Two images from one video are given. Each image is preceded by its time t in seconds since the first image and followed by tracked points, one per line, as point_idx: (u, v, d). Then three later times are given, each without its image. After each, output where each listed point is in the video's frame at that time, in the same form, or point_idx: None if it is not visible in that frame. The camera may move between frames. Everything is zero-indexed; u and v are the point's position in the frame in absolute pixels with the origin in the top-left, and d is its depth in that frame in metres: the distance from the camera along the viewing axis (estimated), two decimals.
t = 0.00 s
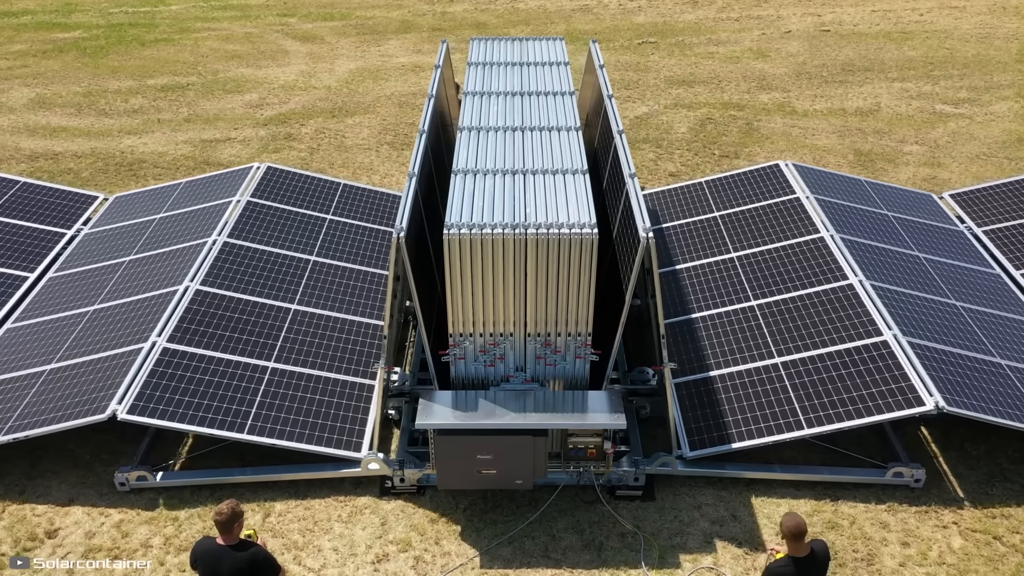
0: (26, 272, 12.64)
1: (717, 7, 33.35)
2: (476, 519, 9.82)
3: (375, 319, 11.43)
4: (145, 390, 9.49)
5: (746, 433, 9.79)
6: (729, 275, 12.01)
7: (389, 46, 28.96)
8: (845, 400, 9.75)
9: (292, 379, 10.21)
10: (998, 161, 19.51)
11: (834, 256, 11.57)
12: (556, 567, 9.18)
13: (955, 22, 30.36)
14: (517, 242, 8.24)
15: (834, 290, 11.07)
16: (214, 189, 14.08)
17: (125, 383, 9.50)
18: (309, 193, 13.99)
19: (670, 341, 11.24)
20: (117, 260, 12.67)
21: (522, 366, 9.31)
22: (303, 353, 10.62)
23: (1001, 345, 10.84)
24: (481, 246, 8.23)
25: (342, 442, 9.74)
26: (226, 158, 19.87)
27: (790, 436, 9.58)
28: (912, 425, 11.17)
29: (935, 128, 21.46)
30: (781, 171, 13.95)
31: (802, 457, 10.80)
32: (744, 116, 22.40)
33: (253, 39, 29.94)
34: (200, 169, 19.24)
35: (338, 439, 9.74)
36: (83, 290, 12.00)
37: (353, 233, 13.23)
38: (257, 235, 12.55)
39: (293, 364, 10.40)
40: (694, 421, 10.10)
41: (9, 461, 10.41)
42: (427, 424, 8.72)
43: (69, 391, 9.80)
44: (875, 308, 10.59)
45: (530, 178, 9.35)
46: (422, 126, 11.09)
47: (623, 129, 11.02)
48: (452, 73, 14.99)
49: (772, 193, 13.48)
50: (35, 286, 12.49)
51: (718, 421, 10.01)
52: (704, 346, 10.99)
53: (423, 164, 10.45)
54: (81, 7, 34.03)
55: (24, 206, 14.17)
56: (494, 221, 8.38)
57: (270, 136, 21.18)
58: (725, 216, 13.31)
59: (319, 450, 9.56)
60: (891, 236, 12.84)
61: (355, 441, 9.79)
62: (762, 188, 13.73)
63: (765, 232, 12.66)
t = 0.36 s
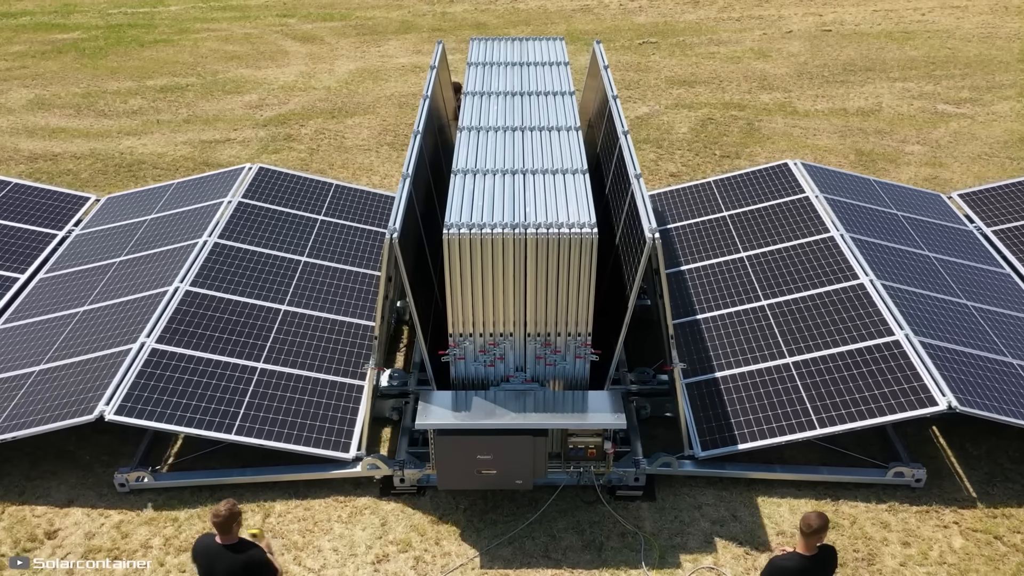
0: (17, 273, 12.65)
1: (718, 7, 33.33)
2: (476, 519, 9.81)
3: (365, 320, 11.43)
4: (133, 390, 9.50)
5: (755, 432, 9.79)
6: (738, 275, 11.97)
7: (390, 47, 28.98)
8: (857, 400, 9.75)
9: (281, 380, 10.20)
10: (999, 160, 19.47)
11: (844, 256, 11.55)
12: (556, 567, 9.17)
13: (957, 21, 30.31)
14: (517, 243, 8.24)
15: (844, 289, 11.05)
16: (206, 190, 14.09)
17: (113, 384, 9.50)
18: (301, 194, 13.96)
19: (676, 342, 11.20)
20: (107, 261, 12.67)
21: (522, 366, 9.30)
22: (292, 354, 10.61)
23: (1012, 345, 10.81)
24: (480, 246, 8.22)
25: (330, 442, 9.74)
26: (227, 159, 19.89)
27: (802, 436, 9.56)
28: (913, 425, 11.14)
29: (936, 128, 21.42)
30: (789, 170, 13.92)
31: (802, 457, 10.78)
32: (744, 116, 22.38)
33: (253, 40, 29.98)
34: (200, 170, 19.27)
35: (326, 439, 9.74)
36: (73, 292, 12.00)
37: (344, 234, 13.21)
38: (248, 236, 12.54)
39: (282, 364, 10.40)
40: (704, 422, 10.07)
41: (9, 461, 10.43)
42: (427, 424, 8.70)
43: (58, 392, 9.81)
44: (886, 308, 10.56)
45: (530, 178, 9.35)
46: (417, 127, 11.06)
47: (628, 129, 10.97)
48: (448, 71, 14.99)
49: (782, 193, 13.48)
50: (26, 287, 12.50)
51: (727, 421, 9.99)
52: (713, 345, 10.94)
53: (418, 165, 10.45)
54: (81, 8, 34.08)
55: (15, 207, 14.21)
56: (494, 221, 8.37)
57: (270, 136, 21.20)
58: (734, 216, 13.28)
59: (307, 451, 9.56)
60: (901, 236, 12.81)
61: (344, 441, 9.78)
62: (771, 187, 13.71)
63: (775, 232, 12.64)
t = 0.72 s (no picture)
0: (8, 274, 12.67)
1: (718, 7, 33.32)
2: (476, 519, 9.80)
3: (357, 321, 11.37)
4: (123, 390, 9.50)
5: (765, 432, 9.76)
6: (747, 275, 11.92)
7: (390, 47, 28.99)
8: (867, 399, 9.73)
9: (270, 380, 10.18)
10: (1001, 161, 19.44)
11: (854, 256, 11.51)
12: (556, 567, 9.16)
13: (959, 21, 30.28)
14: (517, 243, 8.23)
15: (853, 289, 11.02)
16: (199, 191, 14.10)
17: (102, 384, 9.51)
18: (292, 194, 13.95)
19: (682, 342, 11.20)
20: (99, 261, 12.68)
21: (522, 366, 9.30)
22: (282, 354, 10.58)
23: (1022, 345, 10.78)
24: (480, 246, 8.21)
25: (319, 441, 9.68)
26: (226, 159, 19.92)
27: (814, 436, 9.52)
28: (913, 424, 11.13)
29: (938, 128, 21.39)
30: (797, 170, 13.88)
31: (802, 457, 10.75)
32: (744, 116, 22.37)
33: (253, 40, 30.01)
34: (200, 170, 19.29)
35: (315, 439, 9.68)
36: (63, 292, 12.01)
37: (336, 234, 13.18)
38: (240, 236, 12.54)
39: (271, 364, 10.37)
40: (715, 422, 10.03)
41: (9, 462, 10.44)
42: (427, 424, 8.69)
43: (48, 392, 9.82)
44: (896, 307, 10.52)
45: (529, 178, 9.33)
46: (411, 128, 11.06)
47: (633, 130, 10.95)
48: (444, 71, 15.00)
49: (789, 193, 13.43)
50: (18, 288, 12.52)
51: (738, 420, 9.97)
52: (722, 345, 10.94)
53: (413, 165, 10.45)
54: (80, 8, 34.12)
55: (8, 207, 14.23)
56: (494, 221, 8.36)
57: (270, 137, 21.22)
58: (742, 216, 13.24)
59: (293, 451, 9.51)
60: (909, 236, 12.78)
61: (333, 441, 9.71)
62: (779, 187, 13.67)
63: (783, 232, 12.61)
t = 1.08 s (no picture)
0: None
1: (719, 6, 33.29)
2: (476, 519, 9.80)
3: (346, 321, 11.33)
4: (110, 390, 9.50)
5: (777, 432, 9.72)
6: (758, 275, 11.87)
7: (390, 47, 28.99)
8: (880, 399, 9.71)
9: (258, 380, 10.16)
10: (1001, 160, 19.41)
11: (865, 255, 11.48)
12: (556, 567, 9.16)
13: (960, 21, 30.24)
14: (516, 243, 8.23)
15: (865, 288, 11.00)
16: (190, 190, 14.08)
17: (89, 385, 9.51)
18: (284, 194, 13.93)
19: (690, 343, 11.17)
20: (89, 261, 12.68)
21: (522, 366, 9.30)
22: (270, 354, 10.56)
23: None
24: (480, 246, 8.21)
25: (306, 441, 9.64)
26: (226, 160, 19.93)
27: (828, 435, 9.50)
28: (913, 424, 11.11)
29: (939, 128, 21.36)
30: (807, 170, 13.84)
31: (803, 457, 10.74)
32: (744, 116, 22.35)
33: (253, 40, 30.02)
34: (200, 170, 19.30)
35: (301, 439, 9.64)
36: (53, 292, 12.01)
37: (327, 233, 13.14)
38: (231, 236, 12.51)
39: (259, 365, 10.35)
40: (728, 421, 10.01)
41: (9, 462, 10.46)
42: (428, 424, 8.69)
43: (35, 393, 9.83)
44: (909, 307, 10.49)
45: (529, 178, 9.33)
46: (406, 128, 11.06)
47: (639, 131, 10.92)
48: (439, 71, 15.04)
49: (799, 192, 13.38)
50: (9, 286, 12.54)
51: (751, 420, 9.93)
52: (733, 345, 10.88)
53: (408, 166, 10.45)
54: (79, 9, 34.14)
55: None
56: (494, 221, 8.35)
57: (270, 137, 21.23)
58: (752, 216, 13.19)
59: (278, 451, 9.48)
60: (920, 235, 12.74)
61: (320, 441, 9.66)
62: (787, 187, 13.64)
63: (793, 231, 12.56)
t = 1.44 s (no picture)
0: None
1: (718, 7, 33.31)
2: (477, 519, 9.80)
3: (335, 321, 11.25)
4: (95, 390, 9.46)
5: (792, 433, 9.63)
6: (770, 274, 11.82)
7: (390, 47, 29.00)
8: (895, 399, 9.66)
9: (244, 380, 10.09)
10: (1001, 160, 19.42)
11: (877, 256, 11.46)
12: (556, 567, 9.16)
13: (959, 21, 30.26)
14: (516, 243, 8.23)
15: (878, 289, 10.97)
16: (180, 191, 14.07)
17: (74, 385, 9.46)
18: (274, 194, 13.90)
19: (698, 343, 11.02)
20: (78, 261, 12.66)
21: (522, 366, 9.28)
22: (258, 354, 10.49)
23: None
24: (479, 247, 8.21)
25: (291, 442, 9.53)
26: (226, 160, 19.92)
27: (844, 435, 9.45)
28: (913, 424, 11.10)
29: (938, 128, 21.37)
30: (816, 170, 13.83)
31: (802, 456, 10.73)
32: (745, 116, 22.36)
33: (253, 41, 30.02)
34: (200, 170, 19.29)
35: (286, 439, 9.53)
36: (43, 292, 11.99)
37: (317, 233, 13.10)
38: (220, 236, 12.48)
39: (246, 365, 10.29)
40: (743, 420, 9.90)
41: (9, 463, 10.46)
42: (428, 424, 8.67)
43: (21, 393, 9.80)
44: (922, 307, 10.47)
45: (529, 178, 9.33)
46: (399, 130, 11.10)
47: (645, 133, 10.87)
48: (435, 72, 15.09)
49: (809, 192, 13.36)
50: None
51: (767, 420, 9.83)
52: (747, 344, 10.78)
53: (402, 168, 10.47)
54: (79, 8, 34.12)
55: None
56: (494, 221, 8.34)
57: (270, 137, 21.22)
58: (762, 216, 13.15)
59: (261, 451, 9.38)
60: (931, 235, 12.72)
61: (306, 441, 9.54)
62: (797, 187, 13.61)
63: (804, 231, 12.52)
